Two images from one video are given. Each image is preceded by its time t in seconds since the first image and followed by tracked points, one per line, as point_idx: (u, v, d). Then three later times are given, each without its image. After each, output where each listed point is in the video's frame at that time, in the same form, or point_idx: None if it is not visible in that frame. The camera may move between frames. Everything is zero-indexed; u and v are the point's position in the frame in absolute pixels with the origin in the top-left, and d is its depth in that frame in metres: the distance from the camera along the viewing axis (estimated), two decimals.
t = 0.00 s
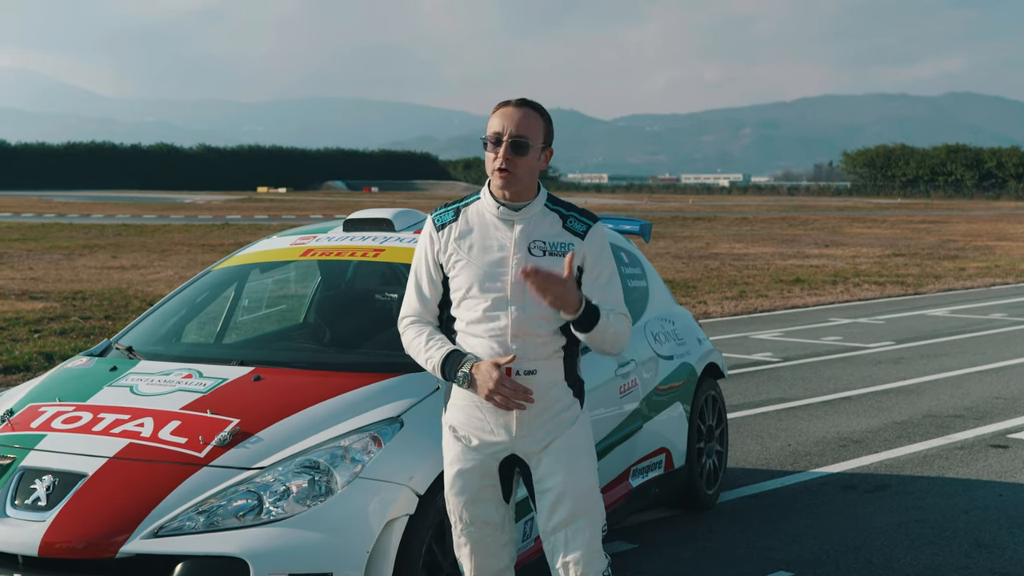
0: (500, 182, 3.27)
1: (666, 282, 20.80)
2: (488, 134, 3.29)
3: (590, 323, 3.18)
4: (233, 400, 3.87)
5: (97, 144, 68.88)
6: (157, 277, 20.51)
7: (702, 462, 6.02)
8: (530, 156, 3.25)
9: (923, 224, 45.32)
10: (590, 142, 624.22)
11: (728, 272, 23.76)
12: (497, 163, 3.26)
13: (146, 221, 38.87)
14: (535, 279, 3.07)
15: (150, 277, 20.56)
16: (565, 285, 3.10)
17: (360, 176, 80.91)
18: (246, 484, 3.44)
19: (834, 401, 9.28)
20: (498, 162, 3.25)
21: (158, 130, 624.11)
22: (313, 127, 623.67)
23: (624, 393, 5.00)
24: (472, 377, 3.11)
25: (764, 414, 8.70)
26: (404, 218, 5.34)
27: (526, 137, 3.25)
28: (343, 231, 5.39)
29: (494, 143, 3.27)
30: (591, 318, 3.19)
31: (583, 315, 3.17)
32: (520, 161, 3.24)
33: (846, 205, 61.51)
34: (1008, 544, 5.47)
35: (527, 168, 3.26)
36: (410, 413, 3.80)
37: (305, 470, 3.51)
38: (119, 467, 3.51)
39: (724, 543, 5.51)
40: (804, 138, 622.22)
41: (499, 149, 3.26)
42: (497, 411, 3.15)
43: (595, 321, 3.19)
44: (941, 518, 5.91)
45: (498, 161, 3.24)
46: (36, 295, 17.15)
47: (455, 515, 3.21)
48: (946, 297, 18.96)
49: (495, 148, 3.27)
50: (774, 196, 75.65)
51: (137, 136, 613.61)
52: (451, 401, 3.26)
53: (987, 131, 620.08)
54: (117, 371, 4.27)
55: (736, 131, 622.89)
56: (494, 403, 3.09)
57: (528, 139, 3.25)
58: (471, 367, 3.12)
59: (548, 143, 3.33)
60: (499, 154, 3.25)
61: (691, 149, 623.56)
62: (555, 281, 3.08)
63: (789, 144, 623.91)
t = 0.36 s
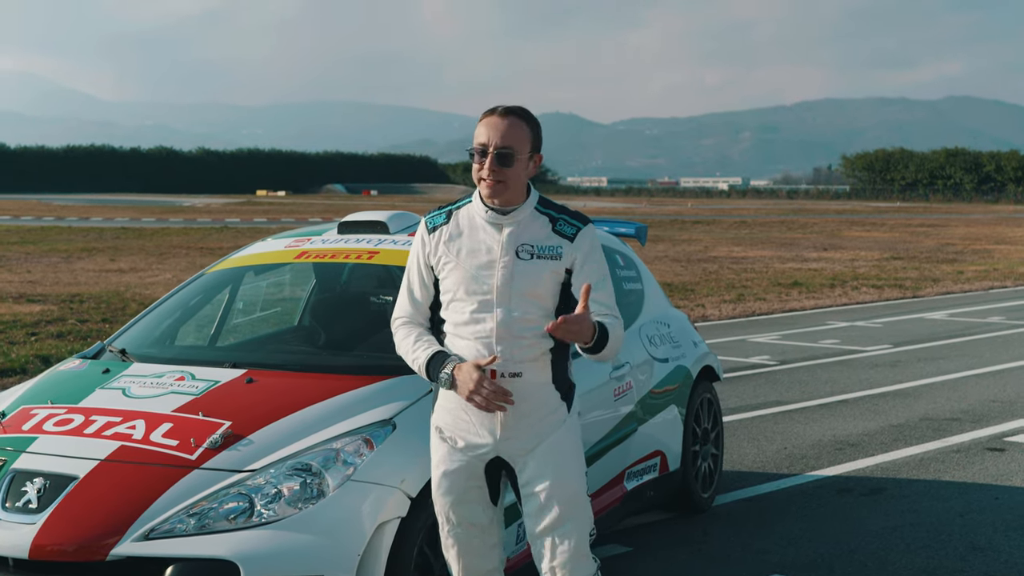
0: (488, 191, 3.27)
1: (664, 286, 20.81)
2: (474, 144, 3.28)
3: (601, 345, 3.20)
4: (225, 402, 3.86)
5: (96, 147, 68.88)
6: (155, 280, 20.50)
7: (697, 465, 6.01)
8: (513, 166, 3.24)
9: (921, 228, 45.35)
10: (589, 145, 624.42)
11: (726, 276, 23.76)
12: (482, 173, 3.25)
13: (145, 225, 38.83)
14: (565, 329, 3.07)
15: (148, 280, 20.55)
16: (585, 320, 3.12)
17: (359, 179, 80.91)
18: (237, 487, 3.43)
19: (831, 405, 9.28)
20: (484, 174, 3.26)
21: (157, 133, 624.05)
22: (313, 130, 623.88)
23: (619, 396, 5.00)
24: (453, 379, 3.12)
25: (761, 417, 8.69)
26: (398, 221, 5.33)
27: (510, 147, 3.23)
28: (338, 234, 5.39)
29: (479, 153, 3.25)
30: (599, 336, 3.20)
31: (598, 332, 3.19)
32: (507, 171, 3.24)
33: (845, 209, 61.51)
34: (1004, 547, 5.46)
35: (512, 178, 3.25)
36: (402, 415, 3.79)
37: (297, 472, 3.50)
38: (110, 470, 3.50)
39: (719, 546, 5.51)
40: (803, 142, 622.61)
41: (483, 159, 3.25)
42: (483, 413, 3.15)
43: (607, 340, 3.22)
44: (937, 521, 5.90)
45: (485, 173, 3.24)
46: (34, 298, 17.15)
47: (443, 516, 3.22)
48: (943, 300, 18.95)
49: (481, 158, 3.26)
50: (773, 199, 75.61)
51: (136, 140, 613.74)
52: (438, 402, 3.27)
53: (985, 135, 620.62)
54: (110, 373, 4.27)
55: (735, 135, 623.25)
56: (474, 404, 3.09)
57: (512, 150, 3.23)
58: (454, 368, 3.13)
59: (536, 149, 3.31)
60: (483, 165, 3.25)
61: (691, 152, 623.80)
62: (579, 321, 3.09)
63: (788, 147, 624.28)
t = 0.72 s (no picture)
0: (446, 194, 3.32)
1: (662, 290, 20.80)
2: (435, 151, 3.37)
3: (511, 387, 3.04)
4: (216, 405, 3.85)
5: (95, 150, 68.89)
6: (152, 284, 20.50)
7: (692, 469, 6.00)
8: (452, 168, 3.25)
9: (919, 233, 45.39)
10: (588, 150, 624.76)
11: (723, 280, 23.77)
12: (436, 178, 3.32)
13: (143, 228, 38.84)
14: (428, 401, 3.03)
15: (146, 283, 20.55)
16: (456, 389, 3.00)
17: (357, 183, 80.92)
18: (227, 490, 3.42)
19: (828, 409, 9.26)
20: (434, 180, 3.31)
21: (156, 137, 624.05)
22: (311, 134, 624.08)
23: (612, 400, 4.98)
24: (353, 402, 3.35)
25: (756, 421, 8.69)
26: (392, 224, 5.31)
27: (446, 153, 3.27)
28: (332, 237, 5.37)
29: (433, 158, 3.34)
30: (508, 373, 3.04)
31: (495, 378, 3.03)
32: (448, 178, 3.27)
33: (843, 214, 61.55)
34: (998, 553, 5.45)
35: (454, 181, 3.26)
36: (394, 419, 3.78)
37: (288, 475, 3.49)
38: (100, 473, 3.48)
39: (714, 550, 5.50)
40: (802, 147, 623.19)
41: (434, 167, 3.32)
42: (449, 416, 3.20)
43: (513, 387, 3.04)
44: (932, 526, 5.89)
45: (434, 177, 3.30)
46: (31, 301, 17.13)
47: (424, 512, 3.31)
48: (941, 305, 18.97)
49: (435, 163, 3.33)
50: (771, 205, 75.66)
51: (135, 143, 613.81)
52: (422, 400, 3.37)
53: (984, 140, 621.37)
54: (101, 377, 4.26)
55: (734, 140, 623.77)
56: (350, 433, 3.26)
57: (450, 156, 3.26)
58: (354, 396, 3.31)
59: (486, 148, 3.27)
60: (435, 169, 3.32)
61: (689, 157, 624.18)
62: (441, 391, 3.00)
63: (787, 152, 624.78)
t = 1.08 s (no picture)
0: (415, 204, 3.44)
1: (661, 293, 20.77)
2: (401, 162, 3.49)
3: (468, 386, 3.11)
4: (210, 407, 3.84)
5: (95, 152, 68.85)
6: (151, 286, 20.46)
7: (688, 471, 5.99)
8: (412, 180, 3.35)
9: (919, 236, 45.34)
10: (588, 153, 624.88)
11: (723, 283, 23.73)
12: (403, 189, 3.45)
13: (142, 230, 38.78)
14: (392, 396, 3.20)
15: (144, 286, 20.51)
16: (416, 387, 3.14)
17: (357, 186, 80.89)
18: (220, 492, 3.41)
19: (826, 412, 9.25)
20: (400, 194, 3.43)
21: (156, 139, 624.22)
22: (312, 137, 624.21)
23: (609, 402, 4.96)
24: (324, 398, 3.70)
25: (755, 424, 8.67)
26: (389, 225, 5.30)
27: (404, 167, 3.38)
28: (328, 239, 5.36)
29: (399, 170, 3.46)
30: (461, 372, 3.11)
31: (451, 377, 3.12)
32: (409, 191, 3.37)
33: (842, 217, 61.47)
34: (996, 556, 5.44)
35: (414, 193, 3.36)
36: (387, 421, 3.78)
37: (281, 477, 3.48)
38: (93, 476, 3.46)
39: (710, 553, 5.48)
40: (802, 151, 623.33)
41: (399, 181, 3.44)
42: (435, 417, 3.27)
43: (470, 387, 3.11)
44: (929, 529, 5.88)
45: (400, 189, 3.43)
46: (29, 303, 17.10)
47: (413, 512, 3.35)
48: (941, 308, 18.94)
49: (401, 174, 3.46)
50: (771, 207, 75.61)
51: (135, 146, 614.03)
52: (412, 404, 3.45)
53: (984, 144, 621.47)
54: (95, 378, 4.25)
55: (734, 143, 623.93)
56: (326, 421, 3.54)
57: (409, 168, 3.36)
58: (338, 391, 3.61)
59: (440, 157, 3.35)
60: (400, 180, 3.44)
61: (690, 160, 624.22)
62: (404, 391, 3.13)
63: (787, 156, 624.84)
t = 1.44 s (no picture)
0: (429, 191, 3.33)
1: (660, 293, 20.76)
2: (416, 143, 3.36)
3: (488, 386, 3.07)
4: (204, 405, 3.82)
5: (93, 151, 68.78)
6: (149, 285, 20.45)
7: (686, 470, 5.98)
8: (447, 158, 3.28)
9: (918, 236, 45.35)
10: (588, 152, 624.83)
11: (721, 283, 23.72)
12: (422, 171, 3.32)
13: (141, 229, 38.78)
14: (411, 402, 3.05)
15: (143, 285, 20.50)
16: (430, 390, 3.02)
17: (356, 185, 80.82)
18: (213, 490, 3.39)
19: (824, 411, 9.24)
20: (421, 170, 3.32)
21: (155, 139, 624.02)
22: (311, 136, 624.06)
23: (606, 401, 4.96)
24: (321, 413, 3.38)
25: (753, 423, 8.67)
26: (385, 223, 5.30)
27: (439, 141, 3.29)
28: (323, 236, 5.35)
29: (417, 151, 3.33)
30: (484, 371, 3.08)
31: (471, 379, 3.06)
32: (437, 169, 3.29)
33: (842, 217, 61.42)
34: (993, 555, 5.44)
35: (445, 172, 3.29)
36: (382, 419, 3.77)
37: (275, 475, 3.47)
38: (85, 474, 3.45)
39: (706, 552, 5.48)
40: (802, 150, 623.43)
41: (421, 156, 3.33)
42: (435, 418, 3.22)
43: (489, 386, 3.07)
44: (925, 528, 5.88)
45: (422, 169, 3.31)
46: (27, 302, 17.09)
47: (409, 511, 3.30)
48: (939, 308, 18.94)
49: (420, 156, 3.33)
50: (770, 207, 75.57)
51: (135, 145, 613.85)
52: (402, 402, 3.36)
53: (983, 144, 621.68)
54: (89, 376, 4.24)
55: (734, 143, 623.94)
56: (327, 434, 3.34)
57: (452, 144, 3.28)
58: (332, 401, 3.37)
59: (474, 146, 3.34)
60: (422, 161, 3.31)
61: (689, 159, 624.13)
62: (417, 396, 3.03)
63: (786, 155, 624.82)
